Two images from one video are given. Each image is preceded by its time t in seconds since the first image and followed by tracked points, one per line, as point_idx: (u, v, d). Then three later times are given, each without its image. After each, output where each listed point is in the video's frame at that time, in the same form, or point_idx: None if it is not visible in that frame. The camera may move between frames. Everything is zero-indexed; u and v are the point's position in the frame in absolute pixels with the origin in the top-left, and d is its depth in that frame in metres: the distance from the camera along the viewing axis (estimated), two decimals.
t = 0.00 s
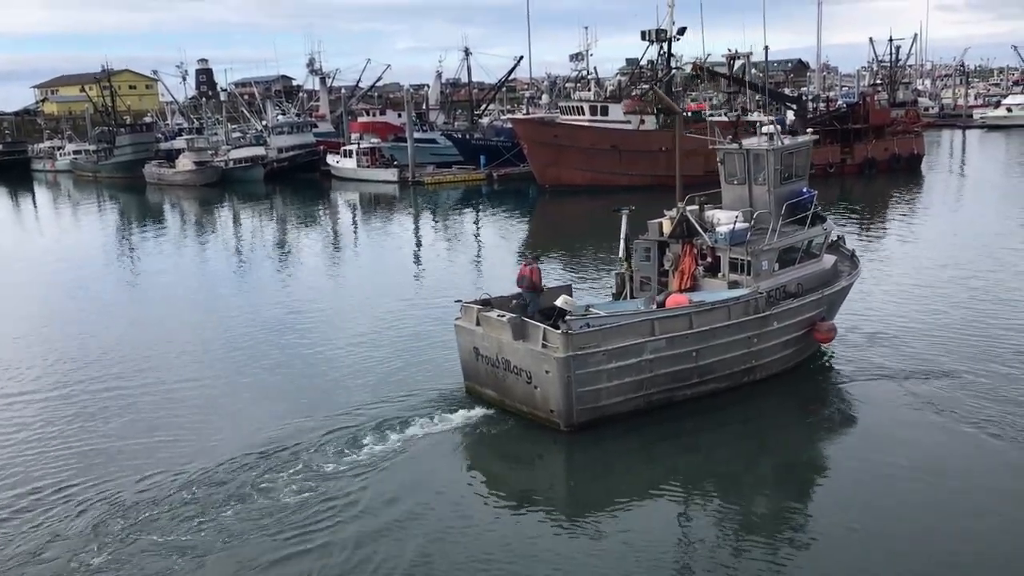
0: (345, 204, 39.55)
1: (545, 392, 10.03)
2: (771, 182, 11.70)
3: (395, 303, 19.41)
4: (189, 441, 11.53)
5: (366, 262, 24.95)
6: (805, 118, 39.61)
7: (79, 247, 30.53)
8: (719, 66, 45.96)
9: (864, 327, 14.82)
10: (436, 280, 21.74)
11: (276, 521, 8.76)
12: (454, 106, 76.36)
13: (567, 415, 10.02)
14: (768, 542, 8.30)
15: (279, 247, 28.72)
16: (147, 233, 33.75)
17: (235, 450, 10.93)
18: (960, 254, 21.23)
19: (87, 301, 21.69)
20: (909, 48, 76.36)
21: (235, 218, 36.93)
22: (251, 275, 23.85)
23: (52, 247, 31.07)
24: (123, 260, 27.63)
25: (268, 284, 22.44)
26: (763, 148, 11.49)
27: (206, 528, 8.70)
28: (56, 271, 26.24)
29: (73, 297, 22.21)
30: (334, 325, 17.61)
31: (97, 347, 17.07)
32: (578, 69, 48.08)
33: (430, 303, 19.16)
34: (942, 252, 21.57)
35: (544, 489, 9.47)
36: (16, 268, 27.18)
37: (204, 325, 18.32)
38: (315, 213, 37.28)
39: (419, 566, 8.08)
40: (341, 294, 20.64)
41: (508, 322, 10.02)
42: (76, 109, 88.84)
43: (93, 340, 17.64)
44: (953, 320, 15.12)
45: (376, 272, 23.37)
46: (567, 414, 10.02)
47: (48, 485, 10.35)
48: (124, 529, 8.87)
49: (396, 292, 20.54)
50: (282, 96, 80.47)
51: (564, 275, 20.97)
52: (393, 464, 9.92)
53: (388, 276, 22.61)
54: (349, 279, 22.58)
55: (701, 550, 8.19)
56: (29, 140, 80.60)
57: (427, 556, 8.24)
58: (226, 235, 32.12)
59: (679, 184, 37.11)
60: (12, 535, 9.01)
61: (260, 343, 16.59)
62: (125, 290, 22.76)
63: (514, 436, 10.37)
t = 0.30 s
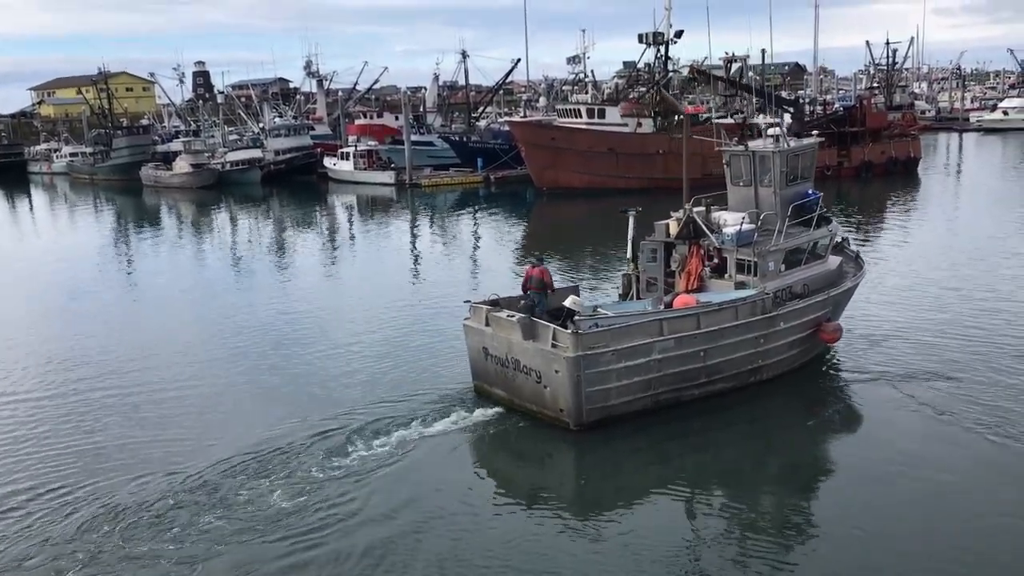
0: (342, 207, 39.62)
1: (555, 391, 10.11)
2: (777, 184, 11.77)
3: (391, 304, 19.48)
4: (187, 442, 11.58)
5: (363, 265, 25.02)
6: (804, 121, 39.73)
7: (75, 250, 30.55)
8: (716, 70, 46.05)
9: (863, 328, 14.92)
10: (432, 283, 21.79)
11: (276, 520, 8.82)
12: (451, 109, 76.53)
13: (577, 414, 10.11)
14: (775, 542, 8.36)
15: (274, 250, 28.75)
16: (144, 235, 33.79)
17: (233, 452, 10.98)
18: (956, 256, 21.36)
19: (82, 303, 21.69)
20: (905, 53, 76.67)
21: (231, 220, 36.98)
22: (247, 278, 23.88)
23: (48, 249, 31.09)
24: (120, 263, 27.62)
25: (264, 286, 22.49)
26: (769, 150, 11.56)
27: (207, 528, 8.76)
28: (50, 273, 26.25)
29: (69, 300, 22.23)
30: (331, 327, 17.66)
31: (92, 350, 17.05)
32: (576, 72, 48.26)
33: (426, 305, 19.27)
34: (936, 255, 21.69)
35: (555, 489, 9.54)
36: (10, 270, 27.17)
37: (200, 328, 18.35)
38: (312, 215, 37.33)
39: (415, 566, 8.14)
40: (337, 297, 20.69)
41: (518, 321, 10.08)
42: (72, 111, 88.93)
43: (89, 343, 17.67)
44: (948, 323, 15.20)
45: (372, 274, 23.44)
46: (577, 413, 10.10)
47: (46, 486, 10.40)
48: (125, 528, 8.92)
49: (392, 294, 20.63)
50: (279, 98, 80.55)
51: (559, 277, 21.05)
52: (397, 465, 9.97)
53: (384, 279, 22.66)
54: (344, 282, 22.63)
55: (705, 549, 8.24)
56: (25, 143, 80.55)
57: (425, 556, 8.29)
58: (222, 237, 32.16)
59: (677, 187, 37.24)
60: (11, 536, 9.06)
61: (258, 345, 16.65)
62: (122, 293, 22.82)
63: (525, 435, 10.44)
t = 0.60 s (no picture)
0: (340, 210, 39.70)
1: (564, 391, 10.20)
2: (783, 186, 11.86)
3: (389, 308, 19.56)
4: (184, 444, 11.63)
5: (360, 268, 25.10)
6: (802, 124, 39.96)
7: (72, 253, 30.57)
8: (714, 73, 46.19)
9: (861, 331, 15.02)
10: (429, 286, 21.86)
11: (276, 521, 8.89)
12: (449, 113, 76.70)
13: (586, 414, 10.21)
14: (780, 541, 8.44)
15: (271, 252, 28.82)
16: (142, 238, 33.85)
17: (234, 454, 11.04)
18: (952, 260, 21.49)
19: (78, 306, 21.69)
20: (902, 57, 76.87)
21: (229, 224, 37.02)
22: (244, 281, 23.94)
23: (44, 252, 31.11)
24: (116, 265, 27.65)
25: (261, 289, 22.56)
26: (775, 153, 11.66)
27: (209, 529, 8.82)
28: (47, 276, 26.25)
29: (65, 303, 22.25)
30: (329, 329, 17.75)
31: (90, 353, 17.08)
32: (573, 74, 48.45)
33: (424, 308, 19.36)
34: (932, 258, 21.82)
35: (564, 486, 9.62)
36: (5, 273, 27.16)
37: (198, 331, 18.38)
38: (309, 218, 37.39)
39: (409, 567, 8.18)
40: (334, 300, 20.75)
41: (528, 322, 10.17)
42: (70, 114, 89.07)
43: (87, 346, 17.69)
44: (944, 327, 15.23)
45: (369, 277, 23.53)
46: (586, 413, 10.20)
47: (46, 487, 10.47)
48: (131, 528, 8.99)
49: (388, 297, 20.75)
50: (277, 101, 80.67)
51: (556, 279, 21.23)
52: (405, 466, 10.06)
53: (382, 282, 22.70)
54: (341, 285, 22.69)
55: (711, 550, 8.27)
56: (22, 145, 80.58)
57: (420, 556, 8.36)
58: (219, 240, 32.22)
59: (671, 192, 37.40)
60: (13, 536, 9.14)
61: (257, 347, 16.73)
62: (118, 296, 22.85)
63: (535, 434, 10.55)
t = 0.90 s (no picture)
0: (336, 214, 39.74)
1: (574, 392, 10.28)
2: (789, 189, 11.94)
3: (386, 311, 19.62)
4: (183, 447, 11.69)
5: (356, 272, 25.15)
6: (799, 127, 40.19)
7: (67, 258, 30.57)
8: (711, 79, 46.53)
9: (859, 333, 15.10)
10: (426, 290, 21.95)
11: (280, 524, 8.96)
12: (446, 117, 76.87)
13: (596, 414, 10.28)
14: (786, 541, 8.49)
15: (267, 256, 28.85)
16: (138, 242, 33.85)
17: (239, 456, 11.09)
18: (948, 264, 21.58)
19: (74, 311, 21.70)
20: (898, 60, 77.05)
21: (225, 228, 37.03)
22: (240, 285, 23.96)
23: (39, 256, 31.09)
24: (112, 270, 27.66)
25: (257, 293, 22.60)
26: (781, 156, 11.74)
27: (214, 530, 8.88)
28: (42, 281, 26.25)
29: (61, 308, 22.24)
30: (327, 333, 17.80)
31: (88, 357, 17.08)
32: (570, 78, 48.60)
33: (420, 312, 19.43)
34: (928, 262, 21.92)
35: (573, 487, 9.69)
36: None
37: (194, 335, 18.41)
38: (306, 222, 37.43)
39: (410, 568, 8.23)
40: (330, 304, 20.78)
41: (538, 324, 10.24)
42: (65, 118, 89.10)
43: (84, 350, 17.71)
44: (940, 330, 15.31)
45: (364, 281, 23.58)
46: (596, 413, 10.27)
47: (45, 491, 10.52)
48: (137, 531, 9.05)
49: (385, 301, 20.86)
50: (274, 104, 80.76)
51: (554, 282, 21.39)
52: (411, 468, 10.13)
53: (379, 286, 22.76)
54: (337, 289, 22.73)
55: (718, 551, 8.31)
56: (18, 150, 80.53)
57: (422, 555, 8.44)
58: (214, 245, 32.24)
59: (669, 195, 37.54)
60: (17, 537, 9.22)
61: (255, 351, 16.78)
62: (114, 300, 22.86)
63: (545, 435, 10.62)
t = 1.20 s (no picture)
0: (330, 218, 39.76)
1: (581, 393, 10.34)
2: (791, 192, 12.04)
3: (380, 316, 19.67)
4: (184, 451, 11.72)
5: (349, 276, 25.18)
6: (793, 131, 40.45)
7: (59, 263, 30.50)
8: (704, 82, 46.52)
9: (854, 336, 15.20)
10: (420, 294, 21.99)
11: (284, 527, 9.01)
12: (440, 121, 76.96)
13: (603, 415, 10.34)
14: (788, 540, 8.56)
15: (260, 261, 28.86)
16: (131, 247, 33.80)
17: (241, 459, 11.13)
18: (941, 267, 21.70)
19: (66, 316, 21.66)
20: (891, 64, 77.35)
21: (219, 233, 37.00)
22: (234, 290, 23.95)
23: (31, 262, 31.02)
24: (105, 275, 27.63)
25: (250, 298, 22.60)
26: (782, 159, 11.84)
27: (218, 533, 8.94)
28: (34, 286, 26.19)
29: (54, 313, 22.20)
30: (322, 337, 17.85)
31: (83, 363, 17.07)
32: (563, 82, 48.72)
33: (415, 316, 19.47)
34: (921, 265, 22.05)
35: (579, 487, 9.75)
36: None
37: (189, 340, 18.40)
38: (300, 227, 37.44)
39: (412, 570, 8.28)
40: (324, 309, 20.80)
41: (545, 325, 10.30)
42: (58, 123, 88.95)
43: (79, 355, 17.69)
44: (935, 333, 15.39)
45: (358, 285, 23.61)
46: (603, 414, 10.33)
47: (44, 495, 10.53)
48: (140, 534, 9.09)
49: (379, 305, 20.90)
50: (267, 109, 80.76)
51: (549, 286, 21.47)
52: (416, 470, 10.18)
53: (373, 290, 22.80)
54: (330, 293, 22.75)
55: (722, 551, 8.36)
56: (10, 155, 80.31)
57: (425, 557, 8.49)
58: (207, 250, 32.22)
59: (662, 198, 37.78)
60: (20, 541, 9.25)
61: (251, 356, 16.79)
62: (107, 306, 22.82)
63: (552, 435, 10.68)
